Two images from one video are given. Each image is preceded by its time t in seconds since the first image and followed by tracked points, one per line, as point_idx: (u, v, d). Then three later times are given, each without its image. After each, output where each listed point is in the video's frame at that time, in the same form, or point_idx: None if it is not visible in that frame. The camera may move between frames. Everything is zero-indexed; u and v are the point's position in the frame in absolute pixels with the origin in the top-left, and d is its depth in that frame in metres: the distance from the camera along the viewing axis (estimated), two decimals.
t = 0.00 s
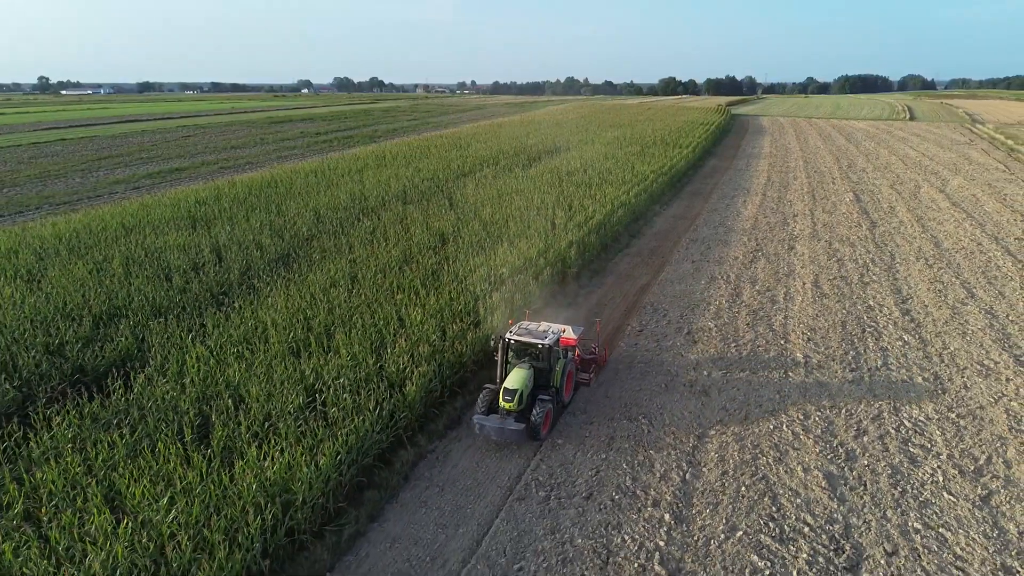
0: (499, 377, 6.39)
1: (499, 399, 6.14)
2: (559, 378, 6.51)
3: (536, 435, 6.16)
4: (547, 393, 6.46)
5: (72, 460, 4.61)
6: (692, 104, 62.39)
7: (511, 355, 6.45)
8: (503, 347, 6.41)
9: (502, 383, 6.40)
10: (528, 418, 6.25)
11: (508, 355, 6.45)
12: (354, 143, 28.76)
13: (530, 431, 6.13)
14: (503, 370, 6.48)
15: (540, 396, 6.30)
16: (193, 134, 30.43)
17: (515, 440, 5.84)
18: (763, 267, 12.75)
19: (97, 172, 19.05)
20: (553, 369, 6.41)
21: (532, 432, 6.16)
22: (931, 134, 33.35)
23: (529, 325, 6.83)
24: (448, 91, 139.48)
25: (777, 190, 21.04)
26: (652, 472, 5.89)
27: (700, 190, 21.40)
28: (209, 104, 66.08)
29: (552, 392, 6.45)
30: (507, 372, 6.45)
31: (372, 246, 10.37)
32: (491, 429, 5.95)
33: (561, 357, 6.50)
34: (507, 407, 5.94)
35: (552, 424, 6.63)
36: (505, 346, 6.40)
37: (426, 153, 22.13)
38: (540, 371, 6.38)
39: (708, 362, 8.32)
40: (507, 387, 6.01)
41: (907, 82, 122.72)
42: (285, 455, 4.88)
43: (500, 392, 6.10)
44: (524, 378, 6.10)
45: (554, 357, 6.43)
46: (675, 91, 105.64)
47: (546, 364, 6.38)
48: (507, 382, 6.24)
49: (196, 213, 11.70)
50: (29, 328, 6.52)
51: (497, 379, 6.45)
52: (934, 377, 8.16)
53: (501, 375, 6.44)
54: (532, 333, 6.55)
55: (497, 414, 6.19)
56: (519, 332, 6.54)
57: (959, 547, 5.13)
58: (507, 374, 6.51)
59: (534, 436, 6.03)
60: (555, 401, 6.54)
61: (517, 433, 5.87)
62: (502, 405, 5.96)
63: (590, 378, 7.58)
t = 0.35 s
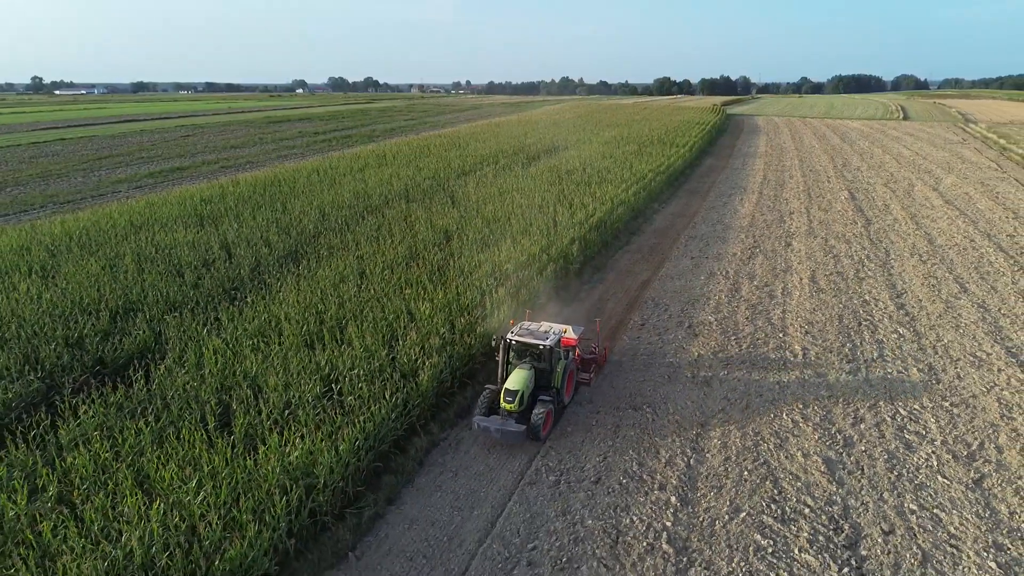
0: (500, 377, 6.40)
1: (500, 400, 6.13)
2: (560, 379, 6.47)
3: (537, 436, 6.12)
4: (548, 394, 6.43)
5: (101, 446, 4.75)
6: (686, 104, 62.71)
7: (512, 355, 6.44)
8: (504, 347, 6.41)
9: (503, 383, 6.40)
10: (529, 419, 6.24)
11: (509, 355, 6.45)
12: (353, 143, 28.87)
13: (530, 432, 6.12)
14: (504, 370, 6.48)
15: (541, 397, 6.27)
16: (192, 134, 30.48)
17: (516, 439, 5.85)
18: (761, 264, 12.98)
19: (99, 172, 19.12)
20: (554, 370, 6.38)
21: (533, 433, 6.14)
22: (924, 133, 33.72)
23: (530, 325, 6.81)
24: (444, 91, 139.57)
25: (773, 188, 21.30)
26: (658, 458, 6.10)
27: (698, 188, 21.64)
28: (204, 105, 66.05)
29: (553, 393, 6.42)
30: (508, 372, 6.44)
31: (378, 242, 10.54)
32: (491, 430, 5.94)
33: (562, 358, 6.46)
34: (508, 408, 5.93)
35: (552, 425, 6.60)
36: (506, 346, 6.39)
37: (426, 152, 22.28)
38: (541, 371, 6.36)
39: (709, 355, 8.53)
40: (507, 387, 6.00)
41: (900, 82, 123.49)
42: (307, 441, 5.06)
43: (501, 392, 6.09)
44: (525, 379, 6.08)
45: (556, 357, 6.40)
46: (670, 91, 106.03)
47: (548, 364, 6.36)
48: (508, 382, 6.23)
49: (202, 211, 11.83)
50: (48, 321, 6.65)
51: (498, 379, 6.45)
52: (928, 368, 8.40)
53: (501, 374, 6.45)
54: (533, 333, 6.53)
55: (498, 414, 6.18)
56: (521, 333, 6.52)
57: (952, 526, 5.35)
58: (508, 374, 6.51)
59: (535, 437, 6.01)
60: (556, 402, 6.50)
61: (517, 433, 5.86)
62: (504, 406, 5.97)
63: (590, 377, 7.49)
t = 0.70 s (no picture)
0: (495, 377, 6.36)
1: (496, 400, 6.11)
2: (556, 379, 6.44)
3: (532, 435, 6.10)
4: (545, 393, 6.41)
5: (121, 435, 4.88)
6: (676, 104, 63.16)
7: (508, 355, 6.43)
8: (500, 346, 6.40)
9: (499, 383, 6.38)
10: (525, 418, 6.22)
11: (505, 355, 6.43)
12: (347, 142, 28.95)
13: (526, 432, 6.10)
14: (500, 369, 6.46)
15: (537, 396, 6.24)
16: (186, 134, 30.49)
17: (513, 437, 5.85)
18: (753, 260, 13.25)
19: (95, 171, 19.17)
20: (550, 369, 6.35)
21: (529, 433, 6.11)
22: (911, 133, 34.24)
23: (526, 325, 6.79)
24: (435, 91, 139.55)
25: (764, 187, 21.63)
26: (658, 446, 6.31)
27: (690, 187, 21.94)
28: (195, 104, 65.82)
29: (548, 392, 6.39)
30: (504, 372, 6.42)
31: (380, 240, 10.71)
32: (487, 429, 5.92)
33: (558, 358, 6.43)
34: (504, 407, 5.92)
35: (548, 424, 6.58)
36: (502, 345, 6.39)
37: (421, 151, 22.44)
38: (537, 371, 6.33)
39: (705, 347, 8.75)
40: (503, 387, 5.99)
41: (887, 82, 124.82)
42: (321, 428, 5.23)
43: (497, 392, 6.08)
44: (521, 378, 6.07)
45: (552, 357, 6.38)
46: (661, 91, 106.62)
47: (544, 364, 6.34)
48: (504, 382, 6.22)
49: (203, 209, 11.94)
50: (60, 317, 6.76)
51: (494, 379, 6.43)
52: (916, 359, 8.67)
53: (497, 374, 6.42)
54: (529, 333, 6.51)
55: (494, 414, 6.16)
56: (517, 332, 6.51)
57: (939, 505, 5.60)
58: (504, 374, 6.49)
59: (531, 436, 5.99)
60: (552, 401, 6.48)
61: (512, 433, 5.84)
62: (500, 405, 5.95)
63: (586, 378, 7.45)
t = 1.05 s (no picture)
0: (489, 378, 6.32)
1: (490, 399, 6.10)
2: (550, 378, 6.43)
3: (526, 434, 6.08)
4: (539, 393, 6.40)
5: (138, 424, 5.02)
6: (664, 104, 63.57)
7: (502, 354, 6.39)
8: (494, 346, 6.37)
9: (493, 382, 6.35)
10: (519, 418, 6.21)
11: (500, 354, 6.40)
12: (339, 142, 29.00)
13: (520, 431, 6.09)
14: (495, 369, 6.43)
15: (531, 395, 6.21)
16: (176, 134, 30.41)
17: (510, 435, 5.90)
18: (744, 256, 13.53)
19: (88, 171, 19.14)
20: (544, 369, 6.33)
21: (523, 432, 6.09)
22: (895, 132, 34.81)
23: (521, 324, 6.75)
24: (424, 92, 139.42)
25: (753, 185, 21.97)
26: (656, 433, 6.52)
27: (680, 185, 22.24)
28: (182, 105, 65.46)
29: (542, 392, 6.37)
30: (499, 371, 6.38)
31: (378, 237, 10.86)
32: (482, 428, 5.92)
33: (553, 357, 6.41)
34: (498, 406, 5.91)
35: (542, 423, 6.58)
36: (496, 345, 6.35)
37: (414, 151, 22.59)
38: (531, 371, 6.31)
39: (698, 340, 8.97)
40: (498, 386, 5.98)
41: (871, 82, 126.29)
42: (332, 417, 5.39)
43: (492, 391, 6.06)
44: (515, 378, 6.05)
45: (546, 357, 6.37)
46: (649, 91, 107.28)
47: (538, 364, 6.32)
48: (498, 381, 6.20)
49: (202, 208, 12.03)
50: (68, 312, 6.86)
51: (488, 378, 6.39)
52: (902, 349, 8.96)
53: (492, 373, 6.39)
54: (524, 332, 6.48)
55: (489, 413, 6.15)
56: (511, 332, 6.47)
57: (925, 486, 5.86)
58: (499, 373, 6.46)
59: (525, 435, 5.97)
60: (546, 401, 6.48)
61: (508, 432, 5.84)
62: (494, 404, 5.94)
63: (579, 377, 7.48)
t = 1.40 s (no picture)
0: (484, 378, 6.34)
1: (485, 400, 6.09)
2: (544, 378, 6.45)
3: (522, 435, 6.06)
4: (533, 393, 6.39)
5: (155, 414, 5.17)
6: (653, 104, 63.95)
7: (496, 355, 6.43)
8: (488, 347, 6.40)
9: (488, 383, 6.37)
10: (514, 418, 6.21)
11: (494, 355, 6.44)
12: (331, 142, 29.06)
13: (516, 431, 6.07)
14: (490, 370, 6.47)
15: (526, 395, 6.22)
16: (167, 134, 30.35)
17: (505, 435, 5.87)
18: (735, 252, 13.82)
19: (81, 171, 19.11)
20: (538, 370, 6.34)
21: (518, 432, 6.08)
22: (881, 131, 35.36)
23: (514, 325, 6.79)
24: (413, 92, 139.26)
25: (742, 183, 22.30)
26: (654, 422, 6.73)
27: (671, 184, 22.54)
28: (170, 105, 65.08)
29: (537, 392, 6.38)
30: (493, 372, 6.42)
31: (377, 235, 11.02)
32: (477, 429, 5.89)
33: (546, 358, 6.44)
34: (493, 407, 5.89)
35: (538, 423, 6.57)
36: (490, 346, 6.39)
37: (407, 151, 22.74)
38: (525, 371, 6.33)
39: (692, 333, 9.20)
40: (492, 387, 5.97)
41: (857, 82, 127.71)
42: (342, 407, 5.56)
43: (487, 392, 6.05)
44: (509, 378, 6.07)
45: (539, 357, 6.40)
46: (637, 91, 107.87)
47: (532, 364, 6.35)
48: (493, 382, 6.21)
49: (200, 207, 12.13)
50: (76, 309, 6.97)
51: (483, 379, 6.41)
52: (889, 341, 9.25)
53: (486, 374, 6.43)
54: (518, 333, 6.52)
55: (484, 414, 6.14)
56: (505, 333, 6.51)
57: (911, 468, 6.12)
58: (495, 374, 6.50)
59: (521, 435, 5.96)
60: (541, 401, 6.46)
61: (503, 432, 5.81)
62: (488, 405, 5.93)
63: (573, 377, 7.46)
